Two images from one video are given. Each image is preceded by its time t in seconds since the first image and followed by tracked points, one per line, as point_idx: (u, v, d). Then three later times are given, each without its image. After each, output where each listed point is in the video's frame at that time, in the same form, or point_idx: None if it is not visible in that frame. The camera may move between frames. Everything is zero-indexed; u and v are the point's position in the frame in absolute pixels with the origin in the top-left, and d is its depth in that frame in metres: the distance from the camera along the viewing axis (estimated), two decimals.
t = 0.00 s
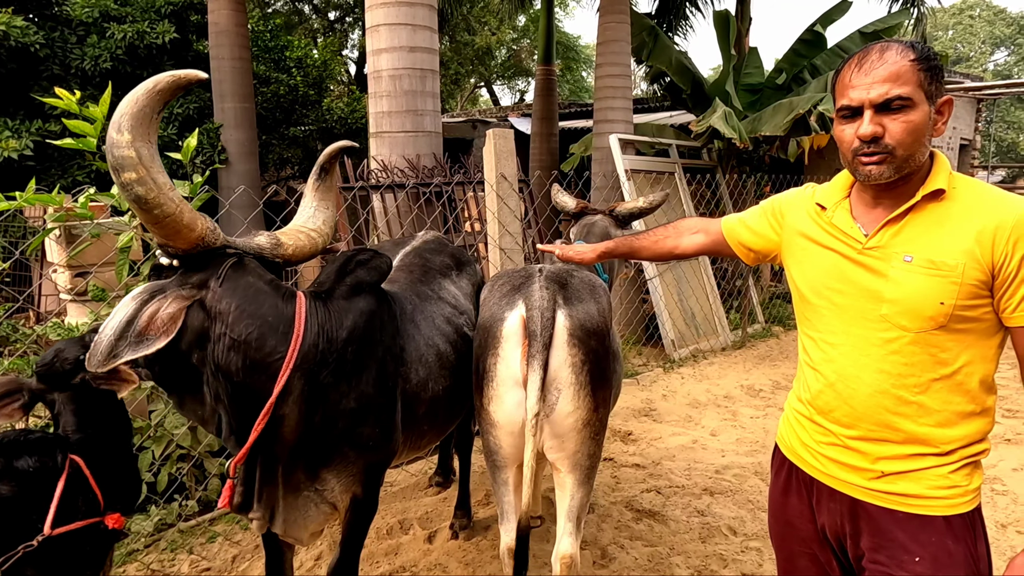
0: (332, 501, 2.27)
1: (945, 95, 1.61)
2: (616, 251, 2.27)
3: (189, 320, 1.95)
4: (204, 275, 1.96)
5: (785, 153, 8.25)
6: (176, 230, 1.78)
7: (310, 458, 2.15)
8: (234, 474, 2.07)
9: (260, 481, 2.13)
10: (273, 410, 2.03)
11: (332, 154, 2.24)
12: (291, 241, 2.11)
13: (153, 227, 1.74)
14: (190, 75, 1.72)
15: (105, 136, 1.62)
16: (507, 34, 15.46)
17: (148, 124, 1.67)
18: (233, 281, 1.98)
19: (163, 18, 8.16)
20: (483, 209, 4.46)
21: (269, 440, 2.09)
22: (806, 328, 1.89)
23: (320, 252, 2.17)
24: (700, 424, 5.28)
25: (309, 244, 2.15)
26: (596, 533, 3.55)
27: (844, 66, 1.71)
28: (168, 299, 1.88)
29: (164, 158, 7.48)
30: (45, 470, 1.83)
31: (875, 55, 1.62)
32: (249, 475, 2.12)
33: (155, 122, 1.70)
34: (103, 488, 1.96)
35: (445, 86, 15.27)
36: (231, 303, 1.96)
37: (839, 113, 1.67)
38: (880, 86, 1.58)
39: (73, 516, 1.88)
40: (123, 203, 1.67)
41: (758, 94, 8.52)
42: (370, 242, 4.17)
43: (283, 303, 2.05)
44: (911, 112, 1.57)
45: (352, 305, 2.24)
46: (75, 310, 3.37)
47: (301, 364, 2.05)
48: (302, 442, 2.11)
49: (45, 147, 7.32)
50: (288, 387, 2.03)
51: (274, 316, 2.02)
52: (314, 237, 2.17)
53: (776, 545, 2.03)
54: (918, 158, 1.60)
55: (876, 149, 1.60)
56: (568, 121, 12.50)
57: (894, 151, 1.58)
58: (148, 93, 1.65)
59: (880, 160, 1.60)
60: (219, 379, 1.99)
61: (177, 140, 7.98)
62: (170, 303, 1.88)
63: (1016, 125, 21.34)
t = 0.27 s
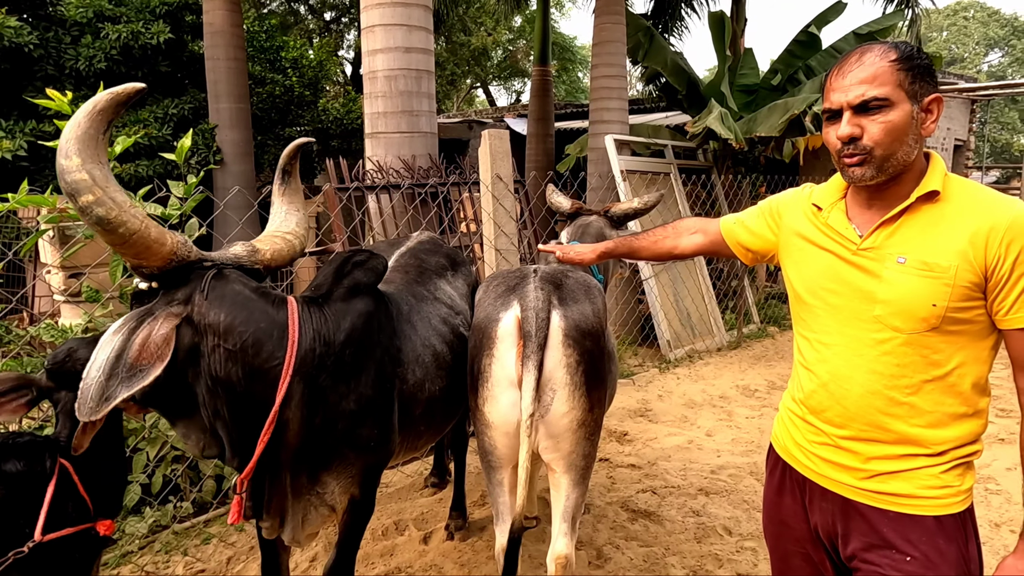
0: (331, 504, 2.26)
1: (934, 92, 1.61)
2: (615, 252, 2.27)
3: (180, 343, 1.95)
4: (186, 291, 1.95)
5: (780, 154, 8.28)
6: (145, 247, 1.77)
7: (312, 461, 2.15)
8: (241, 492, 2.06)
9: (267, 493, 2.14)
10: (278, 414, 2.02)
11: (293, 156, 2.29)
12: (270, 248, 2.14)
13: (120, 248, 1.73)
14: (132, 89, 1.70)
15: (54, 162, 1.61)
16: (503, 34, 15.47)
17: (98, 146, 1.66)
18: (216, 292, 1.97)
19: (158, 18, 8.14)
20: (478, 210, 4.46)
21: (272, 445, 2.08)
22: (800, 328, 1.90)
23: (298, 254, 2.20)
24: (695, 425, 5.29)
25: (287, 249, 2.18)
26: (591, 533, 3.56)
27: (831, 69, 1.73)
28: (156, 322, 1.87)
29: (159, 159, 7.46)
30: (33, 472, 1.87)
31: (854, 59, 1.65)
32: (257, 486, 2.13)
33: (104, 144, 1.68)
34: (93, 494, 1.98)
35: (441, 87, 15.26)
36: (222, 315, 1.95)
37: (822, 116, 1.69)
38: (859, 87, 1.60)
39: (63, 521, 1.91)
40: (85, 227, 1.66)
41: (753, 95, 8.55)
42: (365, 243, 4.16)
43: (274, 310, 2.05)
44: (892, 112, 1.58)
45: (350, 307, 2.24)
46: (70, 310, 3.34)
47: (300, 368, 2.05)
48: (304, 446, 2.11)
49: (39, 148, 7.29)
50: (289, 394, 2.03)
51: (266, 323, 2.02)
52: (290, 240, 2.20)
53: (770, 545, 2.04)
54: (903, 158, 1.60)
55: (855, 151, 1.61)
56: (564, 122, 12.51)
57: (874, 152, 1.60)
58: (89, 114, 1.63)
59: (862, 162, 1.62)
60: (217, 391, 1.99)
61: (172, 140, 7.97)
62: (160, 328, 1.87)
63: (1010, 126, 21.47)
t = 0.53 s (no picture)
0: (328, 506, 2.26)
1: (929, 97, 1.61)
2: (617, 248, 2.30)
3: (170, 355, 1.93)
4: (174, 303, 1.93)
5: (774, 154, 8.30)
6: (131, 261, 1.76)
7: (312, 465, 2.14)
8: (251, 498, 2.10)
9: (278, 499, 2.11)
10: (276, 418, 2.02)
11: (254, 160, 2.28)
12: (246, 252, 2.14)
13: (105, 264, 1.72)
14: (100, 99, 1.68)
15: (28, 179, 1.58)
16: (498, 34, 15.47)
17: (69, 160, 1.64)
18: (202, 301, 1.96)
19: (151, 18, 8.11)
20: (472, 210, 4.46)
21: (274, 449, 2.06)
22: (793, 327, 1.91)
23: (272, 258, 2.22)
24: (690, 425, 5.30)
25: (262, 253, 2.19)
26: (586, 534, 3.55)
27: (824, 74, 1.72)
28: (146, 337, 1.85)
29: (153, 159, 7.43)
30: (27, 478, 1.90)
31: (848, 66, 1.63)
32: (268, 492, 2.10)
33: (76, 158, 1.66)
34: (85, 495, 2.02)
35: (436, 87, 15.25)
36: (212, 323, 1.94)
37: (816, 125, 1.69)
38: (852, 99, 1.60)
39: (55, 523, 1.95)
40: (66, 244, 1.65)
41: (747, 96, 8.57)
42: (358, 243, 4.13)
43: (262, 316, 2.05)
44: (885, 123, 1.58)
45: (343, 308, 2.24)
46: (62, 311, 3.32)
47: (293, 372, 2.05)
48: (302, 449, 2.10)
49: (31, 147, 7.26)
50: (285, 396, 2.02)
51: (256, 328, 2.02)
52: (264, 245, 2.21)
53: (763, 544, 2.04)
54: (897, 166, 1.61)
55: (850, 161, 1.62)
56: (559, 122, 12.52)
57: (868, 162, 1.61)
58: (57, 128, 1.61)
59: (856, 171, 1.63)
60: (211, 401, 1.97)
61: (165, 141, 7.94)
62: (148, 342, 1.85)
63: (1002, 127, 21.60)
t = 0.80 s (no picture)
0: (319, 506, 2.26)
1: (929, 100, 1.64)
2: (615, 247, 2.33)
3: (171, 329, 1.94)
4: (183, 286, 1.93)
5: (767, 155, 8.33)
6: (157, 240, 1.77)
7: (300, 464, 2.15)
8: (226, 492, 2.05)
9: (253, 495, 2.09)
10: (265, 416, 2.01)
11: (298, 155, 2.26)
12: (266, 245, 2.11)
13: (132, 238, 1.72)
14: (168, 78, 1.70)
15: (80, 143, 1.58)
16: (491, 35, 15.47)
17: (126, 130, 1.65)
18: (213, 289, 1.95)
19: (143, 18, 8.08)
20: (466, 211, 4.46)
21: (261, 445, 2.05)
22: (784, 327, 1.91)
23: (292, 255, 2.18)
24: (684, 425, 5.30)
25: (281, 247, 2.16)
26: (580, 534, 3.56)
27: (828, 70, 1.73)
28: (149, 312, 1.85)
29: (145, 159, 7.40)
30: (15, 474, 1.90)
31: (859, 60, 1.64)
32: (244, 488, 2.08)
33: (132, 129, 1.67)
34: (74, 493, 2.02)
35: (429, 88, 15.24)
36: (213, 313, 1.94)
37: (825, 119, 1.68)
38: (865, 93, 1.60)
39: (44, 520, 1.94)
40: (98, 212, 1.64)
41: (740, 96, 8.60)
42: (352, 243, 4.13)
43: (266, 311, 2.03)
44: (896, 120, 1.59)
45: (338, 309, 2.24)
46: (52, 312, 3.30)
47: (290, 369, 2.04)
48: (291, 448, 2.10)
49: (22, 148, 7.21)
50: (278, 395, 2.02)
51: (259, 325, 2.00)
52: (285, 240, 2.18)
53: (755, 543, 2.05)
54: (902, 164, 1.62)
55: (859, 158, 1.63)
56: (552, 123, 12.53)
57: (878, 159, 1.61)
58: (123, 98, 1.62)
59: (863, 168, 1.63)
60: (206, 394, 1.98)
61: (157, 141, 7.90)
62: (150, 316, 1.85)
63: (992, 128, 21.75)
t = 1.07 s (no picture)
0: (314, 509, 2.25)
1: (919, 100, 1.65)
2: (605, 249, 2.32)
3: (165, 331, 1.90)
4: (177, 288, 1.91)
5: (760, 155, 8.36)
6: (149, 243, 1.74)
7: (295, 466, 2.14)
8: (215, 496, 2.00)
9: (242, 498, 2.06)
10: (259, 419, 2.00)
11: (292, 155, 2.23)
12: (258, 246, 2.08)
13: (123, 241, 1.69)
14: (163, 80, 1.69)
15: (71, 146, 1.56)
16: (485, 36, 15.47)
17: (117, 132, 1.63)
18: (205, 291, 1.94)
19: (134, 17, 8.04)
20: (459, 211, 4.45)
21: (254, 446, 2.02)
22: (778, 327, 1.92)
23: (283, 255, 2.15)
24: (677, 425, 5.31)
25: (274, 248, 2.13)
26: (574, 534, 3.56)
27: (819, 71, 1.74)
28: (151, 307, 1.83)
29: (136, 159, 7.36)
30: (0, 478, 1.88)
31: (850, 62, 1.65)
32: (233, 491, 2.03)
33: (124, 130, 1.65)
34: (56, 496, 2.02)
35: (423, 88, 15.23)
36: (207, 315, 1.93)
37: (818, 119, 1.69)
38: (856, 94, 1.61)
39: (27, 525, 1.93)
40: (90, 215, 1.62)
41: (733, 97, 8.63)
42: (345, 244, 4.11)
43: (258, 313, 2.03)
44: (888, 120, 1.60)
45: (333, 311, 2.23)
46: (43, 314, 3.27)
47: (282, 373, 2.03)
48: (285, 449, 2.09)
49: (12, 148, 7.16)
50: (271, 397, 2.01)
51: (252, 326, 2.00)
52: (277, 240, 2.15)
53: (748, 543, 2.06)
54: (894, 164, 1.63)
55: (853, 157, 1.63)
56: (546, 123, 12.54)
57: (871, 158, 1.61)
58: (116, 99, 1.61)
59: (857, 168, 1.63)
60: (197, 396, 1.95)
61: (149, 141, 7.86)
62: (150, 311, 1.83)
63: (983, 129, 21.92)
